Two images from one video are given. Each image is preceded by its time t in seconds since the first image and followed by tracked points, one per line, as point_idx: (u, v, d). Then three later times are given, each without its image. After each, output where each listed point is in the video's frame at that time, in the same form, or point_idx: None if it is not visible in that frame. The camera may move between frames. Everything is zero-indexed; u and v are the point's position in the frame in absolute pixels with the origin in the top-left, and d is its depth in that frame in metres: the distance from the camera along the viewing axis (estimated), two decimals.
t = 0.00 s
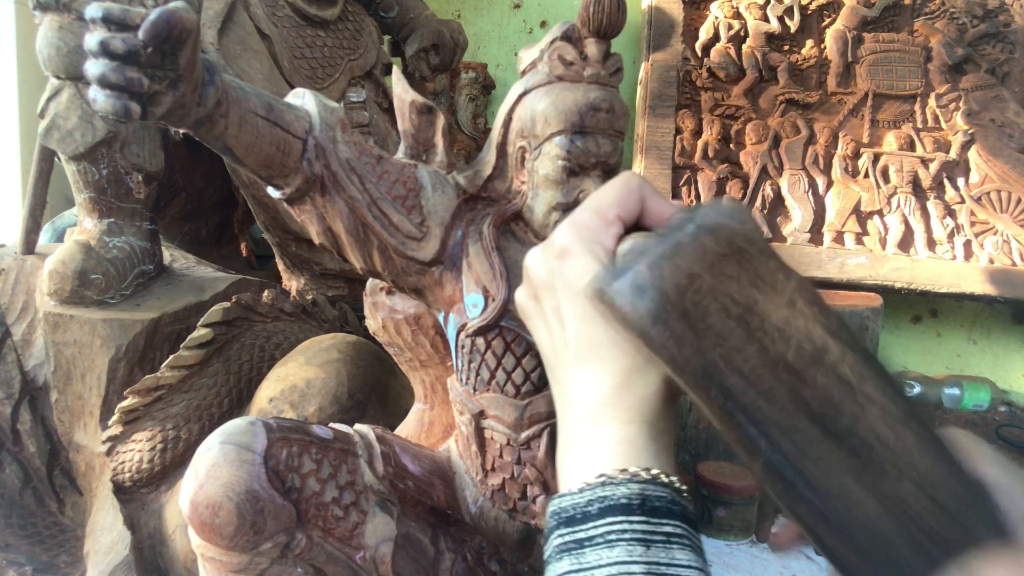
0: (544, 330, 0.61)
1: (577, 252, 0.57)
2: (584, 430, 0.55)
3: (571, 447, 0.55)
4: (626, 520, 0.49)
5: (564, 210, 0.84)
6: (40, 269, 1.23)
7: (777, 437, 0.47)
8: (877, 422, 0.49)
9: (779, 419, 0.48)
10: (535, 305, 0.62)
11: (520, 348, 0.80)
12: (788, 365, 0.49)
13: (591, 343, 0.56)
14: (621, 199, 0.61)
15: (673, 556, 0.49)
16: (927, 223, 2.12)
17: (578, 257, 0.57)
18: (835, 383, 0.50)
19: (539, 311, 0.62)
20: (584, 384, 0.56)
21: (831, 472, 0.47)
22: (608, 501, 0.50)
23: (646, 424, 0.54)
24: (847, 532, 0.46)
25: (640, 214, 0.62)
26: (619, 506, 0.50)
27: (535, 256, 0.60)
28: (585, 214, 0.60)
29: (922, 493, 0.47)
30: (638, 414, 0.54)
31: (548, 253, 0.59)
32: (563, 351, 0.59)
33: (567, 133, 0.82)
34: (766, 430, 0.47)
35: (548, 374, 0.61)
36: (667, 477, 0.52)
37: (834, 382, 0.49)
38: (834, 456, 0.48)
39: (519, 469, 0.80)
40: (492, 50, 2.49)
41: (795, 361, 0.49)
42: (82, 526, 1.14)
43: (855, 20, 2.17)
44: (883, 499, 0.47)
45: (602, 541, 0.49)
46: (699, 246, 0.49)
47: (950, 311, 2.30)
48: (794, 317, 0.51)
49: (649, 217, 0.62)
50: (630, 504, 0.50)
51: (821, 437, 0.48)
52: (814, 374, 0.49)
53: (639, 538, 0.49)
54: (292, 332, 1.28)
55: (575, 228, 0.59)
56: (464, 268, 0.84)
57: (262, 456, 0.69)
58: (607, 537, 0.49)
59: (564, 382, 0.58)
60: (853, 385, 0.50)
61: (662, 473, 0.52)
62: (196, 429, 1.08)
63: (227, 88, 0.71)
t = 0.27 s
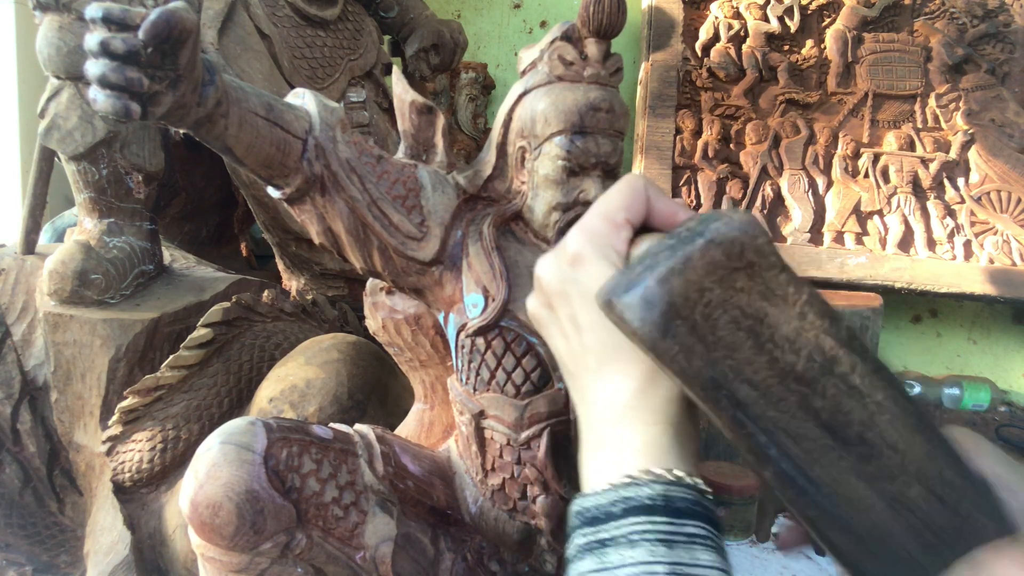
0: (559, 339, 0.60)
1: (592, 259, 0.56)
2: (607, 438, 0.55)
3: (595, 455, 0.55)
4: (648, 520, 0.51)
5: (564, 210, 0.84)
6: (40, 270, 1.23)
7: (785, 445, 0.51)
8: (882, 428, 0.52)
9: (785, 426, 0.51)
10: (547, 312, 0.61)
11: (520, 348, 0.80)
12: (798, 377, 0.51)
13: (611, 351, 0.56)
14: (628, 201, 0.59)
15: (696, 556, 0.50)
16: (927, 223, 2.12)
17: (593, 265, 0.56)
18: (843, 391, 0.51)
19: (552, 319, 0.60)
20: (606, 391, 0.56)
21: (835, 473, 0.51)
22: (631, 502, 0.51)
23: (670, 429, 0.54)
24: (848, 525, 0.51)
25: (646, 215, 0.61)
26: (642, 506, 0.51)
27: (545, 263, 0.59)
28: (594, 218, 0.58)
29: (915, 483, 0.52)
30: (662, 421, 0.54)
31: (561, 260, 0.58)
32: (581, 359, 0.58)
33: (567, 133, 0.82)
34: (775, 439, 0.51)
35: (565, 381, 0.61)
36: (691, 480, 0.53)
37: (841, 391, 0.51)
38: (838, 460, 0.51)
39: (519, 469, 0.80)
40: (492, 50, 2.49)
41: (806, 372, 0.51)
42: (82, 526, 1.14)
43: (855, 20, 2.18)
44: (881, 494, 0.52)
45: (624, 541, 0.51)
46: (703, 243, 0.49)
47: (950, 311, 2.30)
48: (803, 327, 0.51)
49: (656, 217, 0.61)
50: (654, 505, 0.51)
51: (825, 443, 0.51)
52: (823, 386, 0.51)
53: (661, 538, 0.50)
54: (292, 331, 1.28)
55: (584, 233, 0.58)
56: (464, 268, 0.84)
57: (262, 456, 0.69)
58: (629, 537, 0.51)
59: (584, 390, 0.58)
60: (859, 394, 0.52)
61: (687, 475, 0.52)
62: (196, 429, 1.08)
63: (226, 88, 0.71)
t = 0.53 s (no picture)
0: (586, 362, 0.61)
1: (617, 283, 0.57)
2: (640, 456, 0.56)
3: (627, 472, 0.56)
4: (685, 538, 0.51)
5: (564, 210, 0.84)
6: (40, 270, 1.23)
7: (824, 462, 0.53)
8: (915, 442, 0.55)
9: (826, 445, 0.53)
10: (571, 334, 0.62)
11: (520, 348, 0.80)
12: (835, 397, 0.53)
13: (640, 371, 0.57)
14: (646, 223, 0.62)
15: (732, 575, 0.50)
16: (928, 223, 2.12)
17: (618, 289, 0.57)
18: (878, 409, 0.54)
19: (579, 343, 0.62)
20: (637, 411, 0.57)
21: (870, 486, 0.54)
22: (667, 520, 0.52)
23: (703, 446, 0.55)
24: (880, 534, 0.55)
25: (664, 235, 0.63)
26: (678, 524, 0.51)
27: (570, 289, 0.60)
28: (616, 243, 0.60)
29: (945, 492, 0.56)
30: (694, 438, 0.55)
31: (585, 285, 0.59)
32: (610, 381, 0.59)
33: (567, 133, 0.82)
34: (815, 458, 0.53)
35: (593, 400, 0.62)
36: (725, 497, 0.53)
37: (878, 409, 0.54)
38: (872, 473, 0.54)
39: (519, 469, 0.80)
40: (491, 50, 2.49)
41: (841, 392, 0.53)
42: (82, 525, 1.14)
43: (855, 20, 2.18)
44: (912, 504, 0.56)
45: (661, 559, 0.51)
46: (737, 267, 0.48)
47: (950, 311, 2.30)
48: (840, 348, 0.52)
49: (673, 235, 0.64)
50: (690, 523, 0.51)
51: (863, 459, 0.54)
52: (859, 403, 0.53)
53: (697, 556, 0.51)
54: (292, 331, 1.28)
55: (608, 258, 0.59)
56: (464, 268, 0.84)
57: (262, 456, 0.69)
58: (666, 555, 0.51)
59: (615, 411, 0.59)
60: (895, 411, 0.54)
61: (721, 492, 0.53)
62: (196, 429, 1.08)
63: (227, 88, 0.71)
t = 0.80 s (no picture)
0: (595, 384, 0.61)
1: (628, 312, 0.57)
2: (653, 476, 0.57)
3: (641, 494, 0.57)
4: (699, 553, 0.51)
5: (564, 210, 0.84)
6: (40, 270, 1.23)
7: (852, 471, 0.54)
8: (937, 446, 0.56)
9: (861, 459, 0.54)
10: (580, 358, 0.62)
11: (520, 348, 0.80)
12: (861, 405, 0.54)
13: (652, 397, 0.57)
14: (655, 244, 0.60)
15: None
16: (928, 223, 2.12)
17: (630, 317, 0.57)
18: (903, 415, 0.56)
19: (588, 366, 0.61)
20: (649, 434, 0.57)
21: (898, 495, 0.55)
22: (682, 535, 0.53)
23: (716, 468, 0.56)
24: (909, 542, 0.56)
25: (673, 253, 0.61)
26: (693, 539, 0.52)
27: (580, 315, 0.59)
28: (625, 268, 0.59)
29: (967, 495, 0.57)
30: (708, 462, 0.56)
31: (595, 311, 0.58)
32: (621, 404, 0.59)
33: (567, 133, 0.82)
34: (843, 467, 0.54)
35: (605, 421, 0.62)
36: (740, 513, 0.54)
37: (904, 417, 0.55)
38: (898, 480, 0.55)
39: (519, 469, 0.80)
40: (491, 50, 2.49)
41: (866, 400, 0.55)
42: (82, 525, 1.14)
43: (855, 20, 2.18)
44: (938, 509, 0.56)
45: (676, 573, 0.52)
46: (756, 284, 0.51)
47: (950, 311, 2.30)
48: (864, 357, 0.55)
49: (682, 253, 0.62)
50: (704, 537, 0.52)
51: (891, 469, 0.55)
52: (883, 411, 0.55)
53: (712, 569, 0.51)
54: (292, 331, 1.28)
55: (618, 284, 0.58)
56: (464, 268, 0.84)
57: (262, 456, 0.69)
58: (681, 569, 0.52)
59: (627, 433, 0.59)
60: (917, 415, 0.56)
61: (735, 510, 0.54)
62: (196, 429, 1.08)
63: (227, 88, 0.71)
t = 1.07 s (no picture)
0: (605, 405, 0.61)
1: (639, 339, 0.56)
2: (664, 492, 0.58)
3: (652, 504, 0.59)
4: (709, 565, 0.52)
5: (564, 210, 0.84)
6: (40, 270, 1.23)
7: (855, 493, 0.55)
8: (941, 462, 0.57)
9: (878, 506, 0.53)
10: (589, 379, 0.61)
11: (520, 348, 0.80)
12: (864, 427, 0.55)
13: (663, 418, 0.58)
14: (659, 266, 0.58)
15: None
16: (928, 223, 2.12)
17: (639, 345, 0.56)
18: (905, 438, 0.56)
19: (596, 387, 0.61)
20: (659, 451, 0.59)
21: (902, 511, 0.55)
22: (692, 547, 0.54)
23: (725, 481, 0.57)
24: (916, 558, 0.56)
25: (677, 273, 0.60)
26: (703, 552, 0.53)
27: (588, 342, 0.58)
28: (630, 294, 0.57)
29: (972, 509, 0.57)
30: (718, 478, 0.57)
31: (602, 339, 0.57)
32: (631, 424, 0.60)
33: (567, 133, 0.82)
34: (848, 487, 0.54)
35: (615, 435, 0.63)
36: (750, 526, 0.55)
37: (903, 436, 0.56)
38: (899, 496, 0.55)
39: (519, 469, 0.80)
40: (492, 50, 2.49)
41: (868, 421, 0.55)
42: (82, 525, 1.14)
43: (855, 20, 2.18)
44: (944, 525, 0.56)
45: None
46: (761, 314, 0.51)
47: (950, 311, 2.30)
48: (866, 382, 0.56)
49: (685, 272, 0.60)
50: (713, 549, 0.53)
51: (887, 483, 0.55)
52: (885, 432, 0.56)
53: None
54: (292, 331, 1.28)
55: (624, 310, 0.57)
56: (464, 268, 0.84)
57: (262, 456, 0.69)
58: None
59: (637, 449, 0.60)
60: (921, 436, 0.57)
61: (744, 522, 0.55)
62: (196, 429, 1.08)
63: (227, 88, 0.71)
